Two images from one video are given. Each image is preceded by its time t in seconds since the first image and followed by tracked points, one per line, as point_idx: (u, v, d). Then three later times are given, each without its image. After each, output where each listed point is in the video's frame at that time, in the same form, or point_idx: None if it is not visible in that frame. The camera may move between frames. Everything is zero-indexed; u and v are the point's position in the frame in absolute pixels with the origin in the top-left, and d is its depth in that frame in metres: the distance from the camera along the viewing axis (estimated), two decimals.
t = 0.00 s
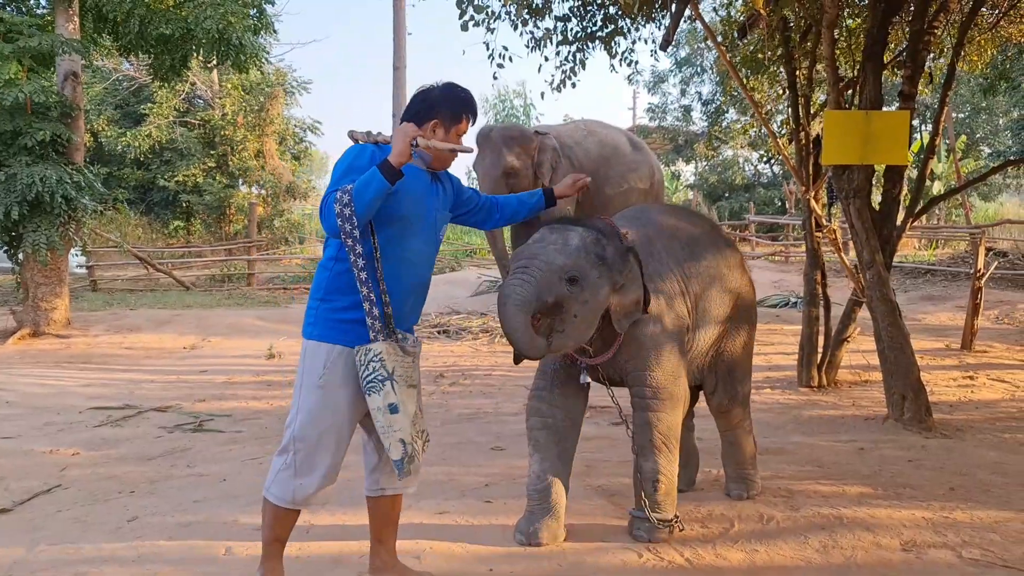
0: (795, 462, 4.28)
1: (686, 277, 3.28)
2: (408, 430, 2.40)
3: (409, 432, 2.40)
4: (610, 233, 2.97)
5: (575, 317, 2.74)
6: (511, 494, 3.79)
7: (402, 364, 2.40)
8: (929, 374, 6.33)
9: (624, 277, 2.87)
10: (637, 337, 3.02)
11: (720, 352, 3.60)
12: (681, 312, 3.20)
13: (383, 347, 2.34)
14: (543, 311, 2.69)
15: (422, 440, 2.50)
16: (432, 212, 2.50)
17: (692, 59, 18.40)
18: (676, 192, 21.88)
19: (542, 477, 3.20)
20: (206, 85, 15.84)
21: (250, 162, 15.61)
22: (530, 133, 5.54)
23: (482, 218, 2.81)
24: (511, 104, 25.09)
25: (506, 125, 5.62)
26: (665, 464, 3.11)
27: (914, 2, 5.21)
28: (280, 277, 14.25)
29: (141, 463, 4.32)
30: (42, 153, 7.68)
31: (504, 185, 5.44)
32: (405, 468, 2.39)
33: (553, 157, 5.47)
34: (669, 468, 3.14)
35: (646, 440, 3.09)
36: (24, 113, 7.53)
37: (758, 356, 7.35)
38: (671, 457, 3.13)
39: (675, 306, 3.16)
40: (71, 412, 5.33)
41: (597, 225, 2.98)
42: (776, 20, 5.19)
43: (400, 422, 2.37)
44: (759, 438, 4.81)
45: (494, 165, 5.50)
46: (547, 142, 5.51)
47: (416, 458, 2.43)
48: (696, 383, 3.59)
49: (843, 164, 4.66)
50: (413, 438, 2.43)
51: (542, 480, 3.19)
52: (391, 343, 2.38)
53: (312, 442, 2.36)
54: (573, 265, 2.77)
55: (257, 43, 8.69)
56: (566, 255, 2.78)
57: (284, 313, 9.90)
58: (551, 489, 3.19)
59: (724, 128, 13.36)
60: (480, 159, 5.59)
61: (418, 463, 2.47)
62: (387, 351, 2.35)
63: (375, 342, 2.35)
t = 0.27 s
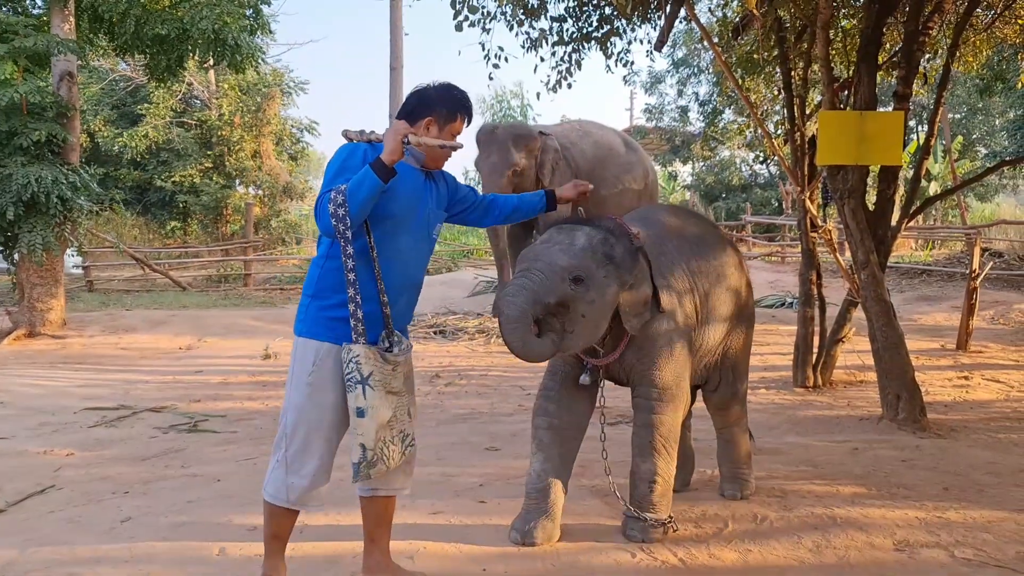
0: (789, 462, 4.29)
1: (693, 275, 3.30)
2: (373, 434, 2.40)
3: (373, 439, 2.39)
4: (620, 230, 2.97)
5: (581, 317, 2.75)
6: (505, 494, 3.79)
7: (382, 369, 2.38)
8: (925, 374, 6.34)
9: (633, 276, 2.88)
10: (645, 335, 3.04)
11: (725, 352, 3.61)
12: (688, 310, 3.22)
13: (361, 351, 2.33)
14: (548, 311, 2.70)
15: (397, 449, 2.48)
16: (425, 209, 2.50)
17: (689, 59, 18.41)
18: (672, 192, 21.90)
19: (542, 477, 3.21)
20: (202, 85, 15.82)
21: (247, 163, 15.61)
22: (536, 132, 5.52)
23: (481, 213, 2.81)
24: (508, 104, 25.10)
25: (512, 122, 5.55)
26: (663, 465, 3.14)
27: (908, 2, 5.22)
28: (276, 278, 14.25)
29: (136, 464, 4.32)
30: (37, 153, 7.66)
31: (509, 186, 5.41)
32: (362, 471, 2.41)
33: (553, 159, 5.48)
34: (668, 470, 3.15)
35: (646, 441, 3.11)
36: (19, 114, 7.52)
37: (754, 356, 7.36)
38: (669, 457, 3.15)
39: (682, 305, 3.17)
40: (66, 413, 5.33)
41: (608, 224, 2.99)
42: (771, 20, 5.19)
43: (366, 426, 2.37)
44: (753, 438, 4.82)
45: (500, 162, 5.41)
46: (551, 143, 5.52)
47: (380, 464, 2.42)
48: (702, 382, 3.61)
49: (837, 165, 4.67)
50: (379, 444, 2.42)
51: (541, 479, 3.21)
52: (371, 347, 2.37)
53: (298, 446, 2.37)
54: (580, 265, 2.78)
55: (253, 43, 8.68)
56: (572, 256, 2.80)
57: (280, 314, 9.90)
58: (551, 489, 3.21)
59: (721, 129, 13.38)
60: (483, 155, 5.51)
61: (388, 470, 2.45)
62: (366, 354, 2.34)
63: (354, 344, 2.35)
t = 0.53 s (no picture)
0: (786, 462, 4.29)
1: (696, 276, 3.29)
2: (313, 453, 2.31)
3: (314, 458, 2.31)
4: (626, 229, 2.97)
5: (583, 315, 2.76)
6: (501, 494, 3.79)
7: (332, 386, 2.33)
8: (921, 374, 6.35)
9: (638, 274, 2.88)
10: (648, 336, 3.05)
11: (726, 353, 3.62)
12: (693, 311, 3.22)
13: (311, 364, 2.30)
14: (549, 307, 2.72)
15: (342, 473, 2.40)
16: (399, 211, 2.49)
17: (686, 60, 18.44)
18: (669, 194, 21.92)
19: (545, 476, 3.22)
20: (200, 86, 15.81)
21: (243, 164, 15.61)
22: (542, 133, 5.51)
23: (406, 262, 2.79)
24: (505, 106, 25.11)
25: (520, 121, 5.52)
26: (663, 467, 3.14)
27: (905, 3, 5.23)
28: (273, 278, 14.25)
29: (132, 465, 4.31)
30: (34, 154, 7.65)
31: (513, 185, 5.39)
32: (300, 487, 2.32)
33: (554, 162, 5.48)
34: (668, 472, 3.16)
35: (645, 441, 3.11)
36: (15, 114, 7.50)
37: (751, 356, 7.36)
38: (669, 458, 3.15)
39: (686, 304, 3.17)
40: (62, 414, 5.32)
41: (614, 221, 2.98)
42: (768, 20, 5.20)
43: (307, 441, 2.30)
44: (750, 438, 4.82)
45: (508, 160, 5.38)
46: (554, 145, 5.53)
47: (318, 485, 2.33)
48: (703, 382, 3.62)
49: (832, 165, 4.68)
50: (320, 464, 2.33)
51: (544, 478, 3.21)
52: (323, 361, 2.33)
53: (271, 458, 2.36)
54: (583, 263, 2.78)
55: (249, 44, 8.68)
56: (576, 254, 2.80)
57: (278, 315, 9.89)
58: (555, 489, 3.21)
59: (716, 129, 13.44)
60: (490, 149, 5.46)
61: (331, 491, 2.37)
62: (315, 368, 2.30)
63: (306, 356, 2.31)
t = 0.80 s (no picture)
0: (784, 462, 4.29)
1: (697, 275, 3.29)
2: (264, 489, 2.21)
3: (262, 493, 2.21)
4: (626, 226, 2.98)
5: (584, 314, 2.76)
6: (500, 494, 3.78)
7: (287, 420, 2.23)
8: (919, 373, 6.35)
9: (637, 272, 2.88)
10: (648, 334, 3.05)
11: (725, 352, 3.63)
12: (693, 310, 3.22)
13: (268, 395, 2.21)
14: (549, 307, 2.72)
15: (294, 510, 2.29)
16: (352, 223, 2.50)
17: (684, 60, 18.45)
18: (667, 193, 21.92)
19: (548, 473, 3.19)
20: (198, 87, 15.78)
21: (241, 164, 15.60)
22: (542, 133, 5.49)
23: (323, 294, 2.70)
24: (503, 106, 25.11)
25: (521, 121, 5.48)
26: (662, 466, 3.14)
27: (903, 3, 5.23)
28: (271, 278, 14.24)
29: (130, 464, 4.31)
30: (31, 153, 7.64)
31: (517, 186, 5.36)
32: (246, 522, 2.23)
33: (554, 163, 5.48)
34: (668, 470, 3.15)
35: (644, 440, 3.10)
36: (13, 114, 7.49)
37: (749, 356, 7.36)
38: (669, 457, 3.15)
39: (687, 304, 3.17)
40: (60, 413, 5.31)
41: (612, 219, 2.99)
42: (766, 20, 5.21)
43: (255, 476, 2.20)
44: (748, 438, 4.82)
45: (512, 160, 5.34)
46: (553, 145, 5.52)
47: (267, 522, 2.24)
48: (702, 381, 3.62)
49: (830, 165, 4.69)
50: (270, 500, 2.23)
51: (547, 475, 3.18)
52: (279, 392, 2.24)
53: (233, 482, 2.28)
54: (582, 262, 2.78)
55: (247, 43, 8.67)
56: (575, 253, 2.81)
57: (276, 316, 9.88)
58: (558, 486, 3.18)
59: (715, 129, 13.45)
60: (494, 148, 5.43)
61: (281, 529, 2.27)
62: (272, 400, 2.21)
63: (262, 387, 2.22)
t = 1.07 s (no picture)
0: (784, 461, 4.29)
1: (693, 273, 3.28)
2: (267, 506, 2.17)
3: (268, 510, 2.16)
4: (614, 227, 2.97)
5: (575, 319, 2.73)
6: (500, 493, 3.78)
7: (283, 432, 2.18)
8: (918, 373, 6.36)
9: (627, 273, 2.87)
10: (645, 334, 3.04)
11: (722, 350, 3.63)
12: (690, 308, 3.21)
13: (265, 411, 2.13)
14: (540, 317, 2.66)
15: (285, 519, 2.27)
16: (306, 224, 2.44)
17: (682, 60, 18.45)
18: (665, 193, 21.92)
19: (543, 471, 3.21)
20: (196, 86, 15.75)
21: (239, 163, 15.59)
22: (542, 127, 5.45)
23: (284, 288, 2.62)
24: (502, 105, 25.10)
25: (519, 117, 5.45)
26: (664, 466, 3.15)
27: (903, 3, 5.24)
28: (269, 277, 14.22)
29: (129, 464, 4.30)
30: (30, 152, 7.62)
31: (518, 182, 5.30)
32: (252, 544, 2.16)
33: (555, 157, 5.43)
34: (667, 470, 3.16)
35: (644, 441, 3.11)
36: (11, 113, 7.48)
37: (748, 356, 7.37)
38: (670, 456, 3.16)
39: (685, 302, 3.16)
40: (58, 412, 5.29)
41: (599, 221, 2.98)
42: (765, 19, 5.21)
43: (261, 495, 2.14)
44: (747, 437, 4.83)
45: (511, 156, 5.30)
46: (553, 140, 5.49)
47: (269, 539, 2.20)
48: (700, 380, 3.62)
49: (830, 164, 4.69)
50: (271, 516, 2.19)
51: (543, 473, 3.20)
52: (274, 403, 2.17)
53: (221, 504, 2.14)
54: (570, 267, 2.75)
55: (246, 42, 8.65)
56: (561, 258, 2.78)
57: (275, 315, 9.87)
58: (554, 485, 3.20)
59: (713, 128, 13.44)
60: (494, 146, 5.40)
61: (277, 541, 2.25)
62: (269, 413, 2.13)
63: (256, 401, 2.13)
